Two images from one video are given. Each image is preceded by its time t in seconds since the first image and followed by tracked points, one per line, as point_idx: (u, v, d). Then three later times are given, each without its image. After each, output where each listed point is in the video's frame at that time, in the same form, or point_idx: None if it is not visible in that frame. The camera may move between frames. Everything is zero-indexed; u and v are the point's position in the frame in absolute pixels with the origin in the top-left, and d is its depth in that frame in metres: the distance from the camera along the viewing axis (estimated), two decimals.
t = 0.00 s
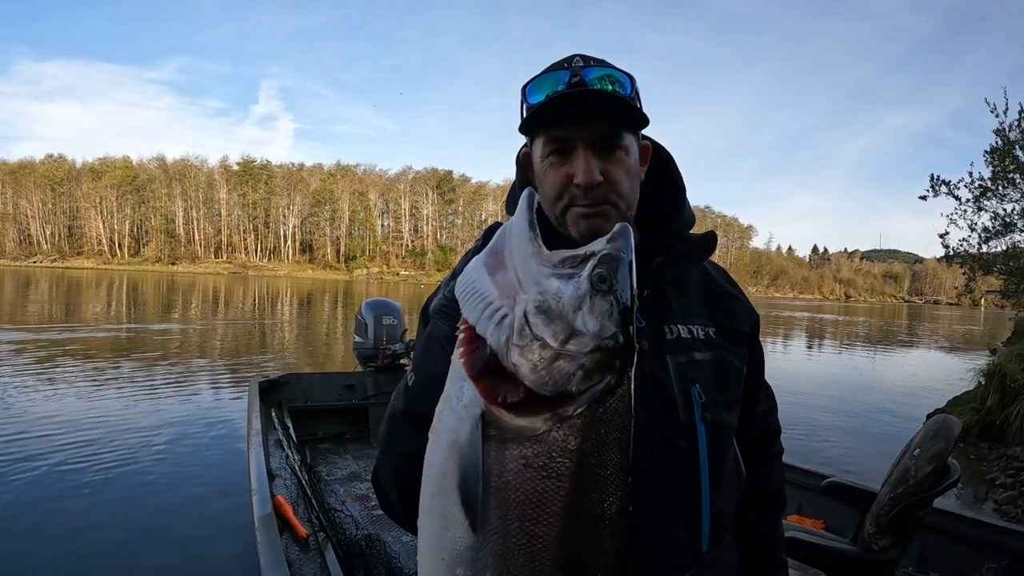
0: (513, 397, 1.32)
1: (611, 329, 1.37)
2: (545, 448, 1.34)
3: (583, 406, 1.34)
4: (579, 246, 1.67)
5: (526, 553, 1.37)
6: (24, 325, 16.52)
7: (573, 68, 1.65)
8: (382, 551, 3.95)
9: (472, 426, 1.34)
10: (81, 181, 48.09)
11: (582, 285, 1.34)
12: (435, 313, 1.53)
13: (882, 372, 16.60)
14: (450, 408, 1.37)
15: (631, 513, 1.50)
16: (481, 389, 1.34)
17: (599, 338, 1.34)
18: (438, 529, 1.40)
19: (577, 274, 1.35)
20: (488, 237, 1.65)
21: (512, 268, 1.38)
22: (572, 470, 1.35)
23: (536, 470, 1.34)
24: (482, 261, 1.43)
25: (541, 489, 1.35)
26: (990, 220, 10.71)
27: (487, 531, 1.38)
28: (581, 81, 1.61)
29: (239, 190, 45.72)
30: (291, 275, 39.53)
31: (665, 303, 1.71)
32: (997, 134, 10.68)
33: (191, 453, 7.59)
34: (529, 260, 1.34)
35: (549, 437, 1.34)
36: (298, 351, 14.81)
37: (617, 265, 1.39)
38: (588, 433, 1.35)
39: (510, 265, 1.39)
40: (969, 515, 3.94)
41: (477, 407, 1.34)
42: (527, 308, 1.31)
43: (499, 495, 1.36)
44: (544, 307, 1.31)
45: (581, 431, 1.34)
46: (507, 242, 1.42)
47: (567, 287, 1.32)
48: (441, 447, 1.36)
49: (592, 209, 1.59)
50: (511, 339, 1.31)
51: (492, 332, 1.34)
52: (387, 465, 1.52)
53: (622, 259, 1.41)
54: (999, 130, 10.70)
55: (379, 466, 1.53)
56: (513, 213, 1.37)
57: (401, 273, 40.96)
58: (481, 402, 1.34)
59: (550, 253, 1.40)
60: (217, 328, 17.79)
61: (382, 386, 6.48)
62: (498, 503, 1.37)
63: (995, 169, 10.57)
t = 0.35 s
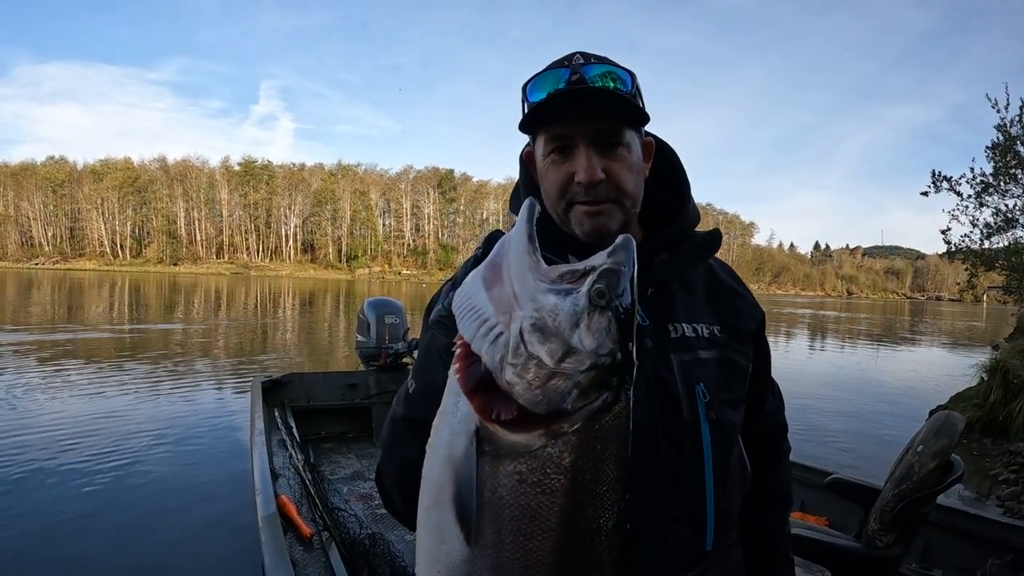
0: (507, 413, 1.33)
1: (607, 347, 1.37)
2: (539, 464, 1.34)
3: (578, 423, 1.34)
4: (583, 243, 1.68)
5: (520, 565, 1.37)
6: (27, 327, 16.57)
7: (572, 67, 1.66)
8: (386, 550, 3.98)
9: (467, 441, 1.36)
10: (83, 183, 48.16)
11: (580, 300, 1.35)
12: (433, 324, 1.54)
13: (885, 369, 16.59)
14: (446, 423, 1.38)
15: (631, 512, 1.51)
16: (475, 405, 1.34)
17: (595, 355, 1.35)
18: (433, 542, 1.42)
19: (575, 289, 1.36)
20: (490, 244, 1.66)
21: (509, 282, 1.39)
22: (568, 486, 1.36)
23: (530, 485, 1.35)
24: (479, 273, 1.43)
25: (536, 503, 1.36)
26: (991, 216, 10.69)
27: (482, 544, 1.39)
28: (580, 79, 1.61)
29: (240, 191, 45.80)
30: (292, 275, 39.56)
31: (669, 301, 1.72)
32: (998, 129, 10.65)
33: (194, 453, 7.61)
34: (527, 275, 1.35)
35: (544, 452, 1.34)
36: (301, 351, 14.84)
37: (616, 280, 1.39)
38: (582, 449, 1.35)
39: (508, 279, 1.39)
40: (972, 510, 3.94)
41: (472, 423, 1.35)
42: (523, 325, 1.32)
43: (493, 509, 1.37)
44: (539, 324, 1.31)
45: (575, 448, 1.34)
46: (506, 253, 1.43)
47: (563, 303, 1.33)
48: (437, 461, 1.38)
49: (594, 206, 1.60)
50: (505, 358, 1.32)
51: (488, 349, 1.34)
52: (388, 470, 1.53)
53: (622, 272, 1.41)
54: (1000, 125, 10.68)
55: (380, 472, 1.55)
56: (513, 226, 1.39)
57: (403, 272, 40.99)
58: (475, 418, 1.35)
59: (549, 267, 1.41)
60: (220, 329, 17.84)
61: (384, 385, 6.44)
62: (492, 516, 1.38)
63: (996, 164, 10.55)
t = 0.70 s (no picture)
0: (484, 391, 1.37)
1: (581, 325, 1.41)
2: (517, 440, 1.38)
3: (554, 399, 1.38)
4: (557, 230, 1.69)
5: (503, 540, 1.40)
6: (24, 328, 16.52)
7: (531, 59, 1.63)
8: (385, 546, 4.08)
9: (446, 420, 1.39)
10: (78, 184, 47.98)
11: (552, 282, 1.39)
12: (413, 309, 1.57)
13: (883, 361, 16.62)
14: (428, 402, 1.42)
15: (619, 505, 1.51)
16: (453, 383, 1.38)
17: (568, 333, 1.39)
18: (421, 519, 1.45)
19: (547, 271, 1.40)
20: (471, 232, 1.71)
21: (484, 266, 1.43)
22: (545, 461, 1.39)
23: (509, 461, 1.38)
24: (456, 258, 1.47)
25: (516, 480, 1.39)
26: (987, 208, 10.70)
27: (465, 519, 1.42)
28: (531, 76, 1.59)
29: (237, 190, 45.70)
30: (290, 273, 39.49)
31: (665, 290, 1.70)
32: (994, 121, 10.65)
33: (193, 451, 7.60)
34: (501, 258, 1.40)
35: (521, 428, 1.38)
36: (299, 349, 14.83)
37: (589, 262, 1.42)
38: (559, 425, 1.39)
39: (482, 263, 1.43)
40: (971, 502, 3.93)
41: (451, 400, 1.38)
42: (497, 306, 1.36)
43: (474, 485, 1.40)
44: (513, 305, 1.35)
45: (551, 423, 1.38)
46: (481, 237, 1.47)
47: (536, 284, 1.37)
48: (421, 440, 1.41)
49: (552, 195, 1.62)
50: (479, 337, 1.35)
51: (463, 329, 1.38)
52: (377, 457, 1.56)
53: (594, 255, 1.43)
54: (995, 117, 10.68)
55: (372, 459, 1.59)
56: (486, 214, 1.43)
57: (400, 270, 40.96)
58: (454, 395, 1.38)
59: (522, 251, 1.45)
60: (217, 327, 17.81)
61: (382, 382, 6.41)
62: (474, 493, 1.41)
63: (992, 156, 10.55)
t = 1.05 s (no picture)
0: (465, 365, 1.43)
1: (561, 306, 1.45)
2: (496, 414, 1.44)
3: (531, 376, 1.44)
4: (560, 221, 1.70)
5: (478, 510, 1.47)
6: (22, 324, 16.50)
7: (538, 51, 1.63)
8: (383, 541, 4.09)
9: (429, 394, 1.46)
10: (76, 180, 47.83)
11: (533, 265, 1.45)
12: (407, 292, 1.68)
13: (880, 359, 16.64)
14: (413, 376, 1.49)
15: (607, 496, 1.50)
16: (437, 357, 1.45)
17: (547, 313, 1.44)
18: (402, 487, 1.52)
19: (529, 256, 1.46)
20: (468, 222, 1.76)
21: (470, 250, 1.49)
22: (520, 437, 1.45)
23: (487, 434, 1.45)
24: (444, 244, 1.54)
25: (492, 453, 1.45)
26: (986, 206, 10.72)
27: (443, 487, 1.48)
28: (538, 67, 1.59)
29: (235, 186, 45.59)
30: (288, 269, 39.41)
31: (666, 285, 1.69)
32: (993, 119, 10.66)
33: (192, 446, 7.61)
34: (485, 242, 1.46)
35: (499, 404, 1.44)
36: (298, 345, 14.83)
37: (572, 248, 1.45)
38: (535, 401, 1.44)
39: (469, 248, 1.50)
40: (966, 497, 3.96)
41: (434, 374, 1.45)
42: (479, 286, 1.43)
43: (452, 455, 1.47)
44: (494, 286, 1.42)
45: (527, 399, 1.44)
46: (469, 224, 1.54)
47: (516, 267, 1.44)
48: (406, 413, 1.49)
49: (557, 184, 1.62)
50: (461, 315, 1.43)
51: (446, 307, 1.45)
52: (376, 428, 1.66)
53: (578, 240, 1.46)
54: (994, 115, 10.69)
55: (372, 436, 1.68)
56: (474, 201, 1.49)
57: (398, 266, 40.90)
58: (437, 369, 1.45)
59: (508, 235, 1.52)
60: (216, 323, 17.80)
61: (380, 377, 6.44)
62: (452, 463, 1.47)
63: (991, 154, 10.55)
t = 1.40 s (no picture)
0: (458, 364, 1.43)
1: (554, 308, 1.45)
2: (489, 413, 1.43)
3: (525, 376, 1.43)
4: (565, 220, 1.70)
5: (472, 507, 1.46)
6: (21, 325, 16.49)
7: (546, 51, 1.63)
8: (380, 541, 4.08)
9: (424, 392, 1.45)
10: (75, 181, 47.81)
11: (527, 267, 1.44)
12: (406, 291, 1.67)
13: (879, 359, 16.64)
14: (409, 375, 1.49)
15: (606, 495, 1.50)
16: (431, 357, 1.44)
17: (539, 316, 1.43)
18: (397, 484, 1.51)
19: (522, 258, 1.45)
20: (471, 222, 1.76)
21: (466, 250, 1.49)
22: (513, 435, 1.44)
23: (480, 433, 1.44)
24: (442, 244, 1.54)
25: (486, 451, 1.44)
26: (984, 205, 10.72)
27: (437, 484, 1.47)
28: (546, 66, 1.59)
29: (234, 186, 45.59)
30: (287, 269, 39.40)
31: (665, 284, 1.69)
32: (991, 119, 10.66)
33: (190, 446, 7.61)
34: (480, 243, 1.46)
35: (492, 403, 1.43)
36: (296, 345, 14.83)
37: (566, 250, 1.45)
38: (528, 401, 1.43)
39: (464, 248, 1.49)
40: (964, 497, 3.95)
41: (429, 373, 1.45)
42: (473, 288, 1.42)
43: (445, 453, 1.45)
44: (487, 287, 1.41)
45: (520, 399, 1.43)
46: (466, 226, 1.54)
47: (510, 269, 1.43)
48: (402, 410, 1.48)
49: (563, 182, 1.63)
50: (455, 317, 1.42)
51: (441, 309, 1.44)
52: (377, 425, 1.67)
53: (572, 243, 1.46)
54: (992, 115, 10.70)
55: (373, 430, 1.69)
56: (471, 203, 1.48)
57: (397, 266, 40.89)
58: (432, 369, 1.44)
59: (503, 237, 1.51)
60: (215, 323, 17.80)
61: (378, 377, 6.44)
62: (445, 460, 1.46)
63: (989, 154, 10.56)
